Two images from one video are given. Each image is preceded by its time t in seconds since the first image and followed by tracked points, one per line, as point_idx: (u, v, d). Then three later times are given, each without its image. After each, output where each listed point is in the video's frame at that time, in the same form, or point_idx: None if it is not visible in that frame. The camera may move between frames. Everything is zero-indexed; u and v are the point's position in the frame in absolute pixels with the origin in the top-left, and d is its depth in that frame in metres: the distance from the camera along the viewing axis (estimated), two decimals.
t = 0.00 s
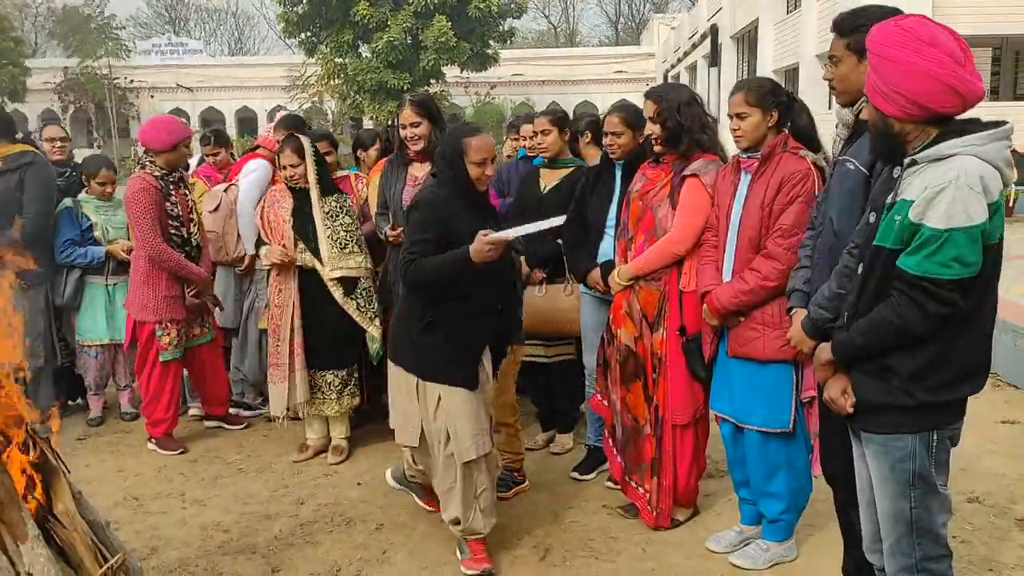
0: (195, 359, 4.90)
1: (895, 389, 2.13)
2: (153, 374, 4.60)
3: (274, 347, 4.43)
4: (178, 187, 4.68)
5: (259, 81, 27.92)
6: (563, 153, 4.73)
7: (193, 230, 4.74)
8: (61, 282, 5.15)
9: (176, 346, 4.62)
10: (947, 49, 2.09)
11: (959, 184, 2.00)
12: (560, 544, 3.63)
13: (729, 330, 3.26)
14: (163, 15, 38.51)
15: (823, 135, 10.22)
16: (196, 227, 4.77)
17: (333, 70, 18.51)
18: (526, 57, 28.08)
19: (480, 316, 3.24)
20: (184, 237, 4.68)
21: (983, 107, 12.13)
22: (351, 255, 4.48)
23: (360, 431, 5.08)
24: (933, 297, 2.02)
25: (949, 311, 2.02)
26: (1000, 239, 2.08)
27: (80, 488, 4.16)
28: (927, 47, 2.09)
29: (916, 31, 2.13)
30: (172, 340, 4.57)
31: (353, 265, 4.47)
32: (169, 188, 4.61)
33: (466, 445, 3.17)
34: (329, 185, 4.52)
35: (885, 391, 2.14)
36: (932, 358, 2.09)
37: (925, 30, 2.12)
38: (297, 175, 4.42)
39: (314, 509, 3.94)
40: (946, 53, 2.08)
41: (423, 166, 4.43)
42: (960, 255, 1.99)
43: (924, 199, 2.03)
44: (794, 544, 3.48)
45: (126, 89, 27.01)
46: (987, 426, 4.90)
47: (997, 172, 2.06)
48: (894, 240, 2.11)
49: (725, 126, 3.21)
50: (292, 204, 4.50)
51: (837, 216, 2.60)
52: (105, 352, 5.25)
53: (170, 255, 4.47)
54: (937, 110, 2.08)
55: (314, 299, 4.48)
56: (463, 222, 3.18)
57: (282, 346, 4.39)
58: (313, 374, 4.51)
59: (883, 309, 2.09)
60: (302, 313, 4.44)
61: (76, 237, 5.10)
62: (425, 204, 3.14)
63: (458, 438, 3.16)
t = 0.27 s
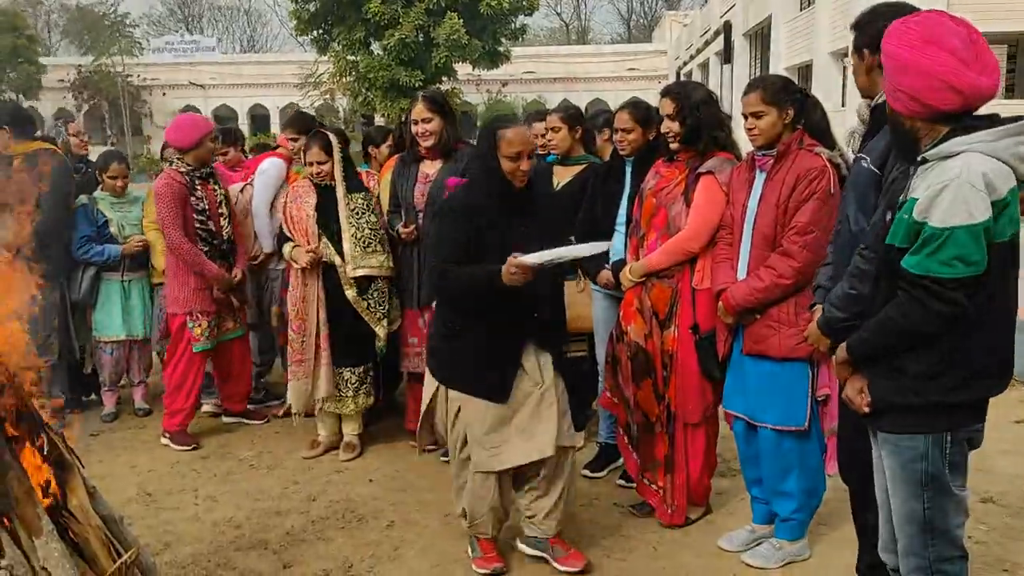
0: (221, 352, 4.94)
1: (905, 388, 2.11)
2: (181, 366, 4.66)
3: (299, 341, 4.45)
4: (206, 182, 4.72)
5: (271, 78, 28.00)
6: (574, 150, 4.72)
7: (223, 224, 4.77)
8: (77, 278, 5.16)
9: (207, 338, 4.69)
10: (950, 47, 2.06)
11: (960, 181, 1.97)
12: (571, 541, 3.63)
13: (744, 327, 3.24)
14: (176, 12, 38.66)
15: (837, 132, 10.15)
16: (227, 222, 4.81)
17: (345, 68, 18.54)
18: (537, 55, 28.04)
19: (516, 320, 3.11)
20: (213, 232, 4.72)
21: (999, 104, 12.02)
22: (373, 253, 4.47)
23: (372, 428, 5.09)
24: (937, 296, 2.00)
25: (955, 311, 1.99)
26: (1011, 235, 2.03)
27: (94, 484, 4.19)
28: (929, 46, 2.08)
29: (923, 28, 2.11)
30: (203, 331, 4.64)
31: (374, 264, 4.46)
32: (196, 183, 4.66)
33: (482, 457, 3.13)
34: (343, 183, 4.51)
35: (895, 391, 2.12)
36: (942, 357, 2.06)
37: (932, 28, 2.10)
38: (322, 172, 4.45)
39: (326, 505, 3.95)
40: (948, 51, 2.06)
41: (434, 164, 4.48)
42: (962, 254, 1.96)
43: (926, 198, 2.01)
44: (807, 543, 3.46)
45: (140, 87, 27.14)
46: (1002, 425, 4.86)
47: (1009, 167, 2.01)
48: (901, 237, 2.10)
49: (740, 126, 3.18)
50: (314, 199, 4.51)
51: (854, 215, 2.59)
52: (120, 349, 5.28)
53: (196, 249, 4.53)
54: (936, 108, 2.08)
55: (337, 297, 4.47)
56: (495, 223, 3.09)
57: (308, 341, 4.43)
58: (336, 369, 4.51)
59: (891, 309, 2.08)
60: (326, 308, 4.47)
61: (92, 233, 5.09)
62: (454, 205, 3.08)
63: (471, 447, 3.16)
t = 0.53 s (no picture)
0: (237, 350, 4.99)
1: (915, 388, 2.09)
2: (197, 359, 4.71)
3: (318, 339, 4.43)
4: (227, 181, 4.81)
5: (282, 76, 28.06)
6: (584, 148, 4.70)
7: (241, 224, 4.83)
8: (89, 274, 5.17)
9: (221, 332, 4.71)
10: (955, 44, 2.03)
11: (952, 180, 1.95)
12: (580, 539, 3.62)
13: (757, 326, 3.23)
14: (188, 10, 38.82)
15: (849, 130, 10.10)
16: (246, 222, 4.86)
17: (355, 66, 18.57)
18: (547, 53, 28.01)
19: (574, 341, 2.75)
20: (230, 229, 4.78)
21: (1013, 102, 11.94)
22: (388, 253, 4.48)
23: (382, 425, 5.10)
24: (928, 295, 1.98)
25: (948, 310, 1.97)
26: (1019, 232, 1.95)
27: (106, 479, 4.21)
28: (935, 43, 2.06)
29: (935, 23, 2.09)
30: (214, 325, 4.67)
31: (389, 264, 4.47)
32: (216, 181, 4.76)
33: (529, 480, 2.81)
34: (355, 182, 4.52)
35: (907, 391, 2.11)
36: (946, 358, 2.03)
37: (936, 27, 2.08)
38: (342, 171, 4.44)
39: (335, 501, 3.96)
40: (952, 49, 2.03)
41: (447, 160, 4.44)
42: (952, 253, 1.93)
43: (919, 198, 2.00)
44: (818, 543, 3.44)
45: (151, 84, 27.25)
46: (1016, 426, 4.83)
47: (1015, 166, 1.95)
48: (907, 237, 2.09)
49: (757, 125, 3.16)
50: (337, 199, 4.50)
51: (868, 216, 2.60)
52: (132, 344, 5.29)
53: (209, 242, 4.58)
54: (934, 104, 2.07)
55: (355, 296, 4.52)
56: (553, 235, 2.72)
57: (329, 339, 4.41)
58: (360, 367, 4.53)
59: (894, 308, 2.07)
60: (345, 306, 4.48)
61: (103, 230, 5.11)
62: (506, 217, 2.72)
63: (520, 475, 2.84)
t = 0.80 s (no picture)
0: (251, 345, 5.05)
1: (926, 388, 2.08)
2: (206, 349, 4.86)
3: (325, 337, 4.44)
4: (238, 177, 4.85)
5: (286, 75, 28.07)
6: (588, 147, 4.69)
7: (247, 220, 4.86)
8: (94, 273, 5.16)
9: (221, 325, 4.82)
10: (964, 44, 2.03)
11: (960, 180, 1.94)
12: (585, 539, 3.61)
13: (764, 325, 3.22)
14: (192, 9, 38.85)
15: (854, 131, 10.07)
16: (253, 218, 4.89)
17: (359, 65, 18.57)
18: (551, 52, 27.98)
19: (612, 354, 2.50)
20: (234, 225, 4.84)
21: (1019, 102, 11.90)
22: (393, 251, 4.50)
23: (386, 424, 5.09)
24: (937, 294, 1.97)
25: (958, 310, 1.96)
26: None
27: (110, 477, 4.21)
28: (944, 44, 2.05)
29: (944, 23, 2.08)
30: (212, 318, 4.79)
31: (394, 262, 4.49)
32: (226, 178, 4.81)
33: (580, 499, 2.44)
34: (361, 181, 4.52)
35: (918, 391, 2.10)
36: (955, 358, 2.01)
37: (950, 25, 2.06)
38: (348, 168, 4.45)
39: (340, 500, 3.95)
40: (961, 49, 2.03)
41: (455, 157, 4.43)
42: (961, 253, 1.92)
43: (930, 197, 1.98)
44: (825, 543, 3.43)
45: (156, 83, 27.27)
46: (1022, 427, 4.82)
47: None
48: (918, 237, 2.08)
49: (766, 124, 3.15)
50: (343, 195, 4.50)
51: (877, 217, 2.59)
52: (138, 342, 5.30)
53: (206, 235, 4.70)
54: (944, 104, 2.06)
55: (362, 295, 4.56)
56: (598, 236, 2.48)
57: (335, 335, 4.41)
58: (369, 364, 4.55)
59: (905, 308, 2.06)
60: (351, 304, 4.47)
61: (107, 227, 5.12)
62: (548, 212, 2.50)
63: (562, 492, 2.48)
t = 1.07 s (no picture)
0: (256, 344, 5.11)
1: (938, 390, 2.08)
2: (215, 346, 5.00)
3: (320, 335, 4.48)
4: (236, 176, 4.85)
5: (287, 74, 28.06)
6: (589, 147, 4.67)
7: (245, 220, 4.86)
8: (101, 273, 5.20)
9: (223, 325, 4.91)
10: (975, 45, 2.02)
11: (975, 181, 1.94)
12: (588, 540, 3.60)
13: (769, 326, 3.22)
14: (193, 8, 38.86)
15: (856, 131, 10.07)
16: (251, 217, 4.88)
17: (360, 65, 18.57)
18: (552, 52, 27.98)
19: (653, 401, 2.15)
20: (232, 224, 4.85)
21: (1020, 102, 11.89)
22: (385, 250, 4.45)
23: (387, 424, 5.08)
24: (950, 295, 1.97)
25: (971, 311, 1.96)
26: None
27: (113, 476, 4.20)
28: (955, 45, 2.05)
29: (955, 24, 2.08)
30: (214, 317, 4.89)
31: (386, 262, 4.43)
32: (224, 177, 4.82)
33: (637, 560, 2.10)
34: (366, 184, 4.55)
35: (929, 393, 2.10)
36: (966, 360, 2.02)
37: (959, 27, 2.06)
38: (344, 164, 4.47)
39: (342, 500, 3.95)
40: (973, 50, 2.02)
41: (460, 158, 4.44)
42: (977, 254, 1.92)
43: (944, 198, 1.99)
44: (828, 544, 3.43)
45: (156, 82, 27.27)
46: None
47: None
48: (931, 239, 2.08)
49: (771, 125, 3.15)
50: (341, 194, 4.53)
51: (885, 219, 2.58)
52: (142, 342, 5.30)
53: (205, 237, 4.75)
54: (957, 105, 2.06)
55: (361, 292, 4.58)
56: (638, 262, 2.13)
57: (328, 334, 4.47)
58: (359, 363, 4.54)
59: (918, 309, 2.07)
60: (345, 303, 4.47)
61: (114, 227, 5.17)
62: (582, 234, 2.16)
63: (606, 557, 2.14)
